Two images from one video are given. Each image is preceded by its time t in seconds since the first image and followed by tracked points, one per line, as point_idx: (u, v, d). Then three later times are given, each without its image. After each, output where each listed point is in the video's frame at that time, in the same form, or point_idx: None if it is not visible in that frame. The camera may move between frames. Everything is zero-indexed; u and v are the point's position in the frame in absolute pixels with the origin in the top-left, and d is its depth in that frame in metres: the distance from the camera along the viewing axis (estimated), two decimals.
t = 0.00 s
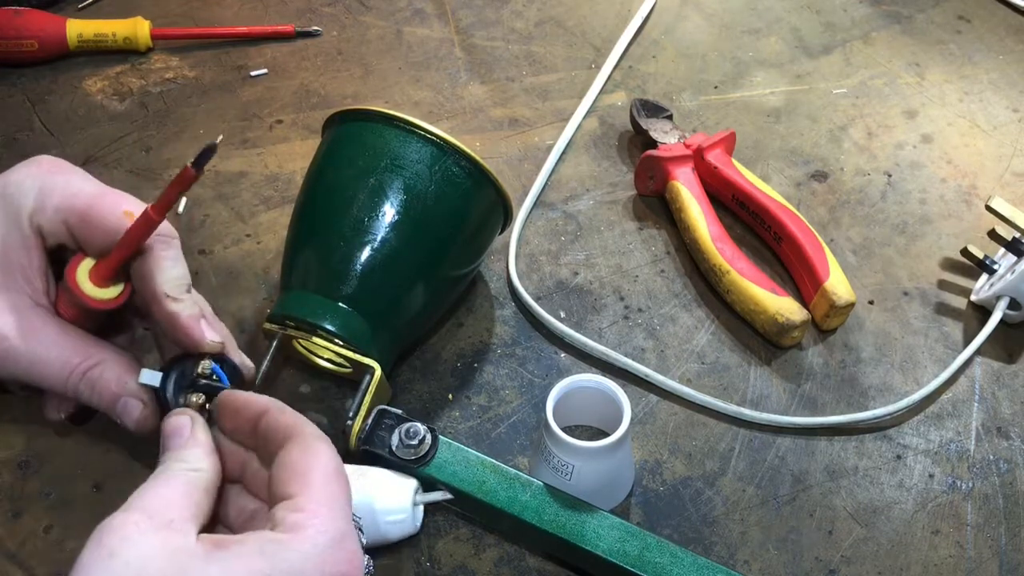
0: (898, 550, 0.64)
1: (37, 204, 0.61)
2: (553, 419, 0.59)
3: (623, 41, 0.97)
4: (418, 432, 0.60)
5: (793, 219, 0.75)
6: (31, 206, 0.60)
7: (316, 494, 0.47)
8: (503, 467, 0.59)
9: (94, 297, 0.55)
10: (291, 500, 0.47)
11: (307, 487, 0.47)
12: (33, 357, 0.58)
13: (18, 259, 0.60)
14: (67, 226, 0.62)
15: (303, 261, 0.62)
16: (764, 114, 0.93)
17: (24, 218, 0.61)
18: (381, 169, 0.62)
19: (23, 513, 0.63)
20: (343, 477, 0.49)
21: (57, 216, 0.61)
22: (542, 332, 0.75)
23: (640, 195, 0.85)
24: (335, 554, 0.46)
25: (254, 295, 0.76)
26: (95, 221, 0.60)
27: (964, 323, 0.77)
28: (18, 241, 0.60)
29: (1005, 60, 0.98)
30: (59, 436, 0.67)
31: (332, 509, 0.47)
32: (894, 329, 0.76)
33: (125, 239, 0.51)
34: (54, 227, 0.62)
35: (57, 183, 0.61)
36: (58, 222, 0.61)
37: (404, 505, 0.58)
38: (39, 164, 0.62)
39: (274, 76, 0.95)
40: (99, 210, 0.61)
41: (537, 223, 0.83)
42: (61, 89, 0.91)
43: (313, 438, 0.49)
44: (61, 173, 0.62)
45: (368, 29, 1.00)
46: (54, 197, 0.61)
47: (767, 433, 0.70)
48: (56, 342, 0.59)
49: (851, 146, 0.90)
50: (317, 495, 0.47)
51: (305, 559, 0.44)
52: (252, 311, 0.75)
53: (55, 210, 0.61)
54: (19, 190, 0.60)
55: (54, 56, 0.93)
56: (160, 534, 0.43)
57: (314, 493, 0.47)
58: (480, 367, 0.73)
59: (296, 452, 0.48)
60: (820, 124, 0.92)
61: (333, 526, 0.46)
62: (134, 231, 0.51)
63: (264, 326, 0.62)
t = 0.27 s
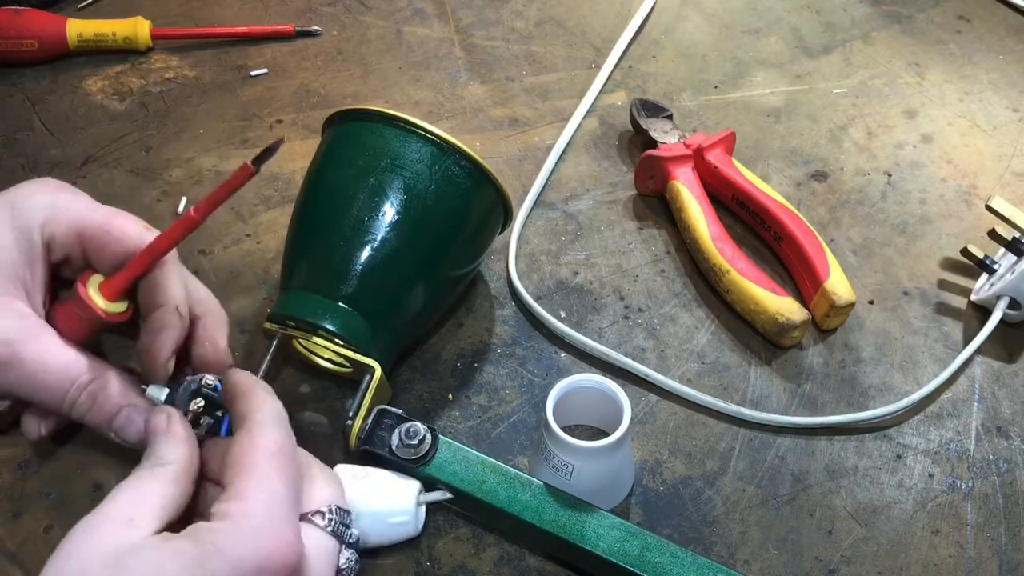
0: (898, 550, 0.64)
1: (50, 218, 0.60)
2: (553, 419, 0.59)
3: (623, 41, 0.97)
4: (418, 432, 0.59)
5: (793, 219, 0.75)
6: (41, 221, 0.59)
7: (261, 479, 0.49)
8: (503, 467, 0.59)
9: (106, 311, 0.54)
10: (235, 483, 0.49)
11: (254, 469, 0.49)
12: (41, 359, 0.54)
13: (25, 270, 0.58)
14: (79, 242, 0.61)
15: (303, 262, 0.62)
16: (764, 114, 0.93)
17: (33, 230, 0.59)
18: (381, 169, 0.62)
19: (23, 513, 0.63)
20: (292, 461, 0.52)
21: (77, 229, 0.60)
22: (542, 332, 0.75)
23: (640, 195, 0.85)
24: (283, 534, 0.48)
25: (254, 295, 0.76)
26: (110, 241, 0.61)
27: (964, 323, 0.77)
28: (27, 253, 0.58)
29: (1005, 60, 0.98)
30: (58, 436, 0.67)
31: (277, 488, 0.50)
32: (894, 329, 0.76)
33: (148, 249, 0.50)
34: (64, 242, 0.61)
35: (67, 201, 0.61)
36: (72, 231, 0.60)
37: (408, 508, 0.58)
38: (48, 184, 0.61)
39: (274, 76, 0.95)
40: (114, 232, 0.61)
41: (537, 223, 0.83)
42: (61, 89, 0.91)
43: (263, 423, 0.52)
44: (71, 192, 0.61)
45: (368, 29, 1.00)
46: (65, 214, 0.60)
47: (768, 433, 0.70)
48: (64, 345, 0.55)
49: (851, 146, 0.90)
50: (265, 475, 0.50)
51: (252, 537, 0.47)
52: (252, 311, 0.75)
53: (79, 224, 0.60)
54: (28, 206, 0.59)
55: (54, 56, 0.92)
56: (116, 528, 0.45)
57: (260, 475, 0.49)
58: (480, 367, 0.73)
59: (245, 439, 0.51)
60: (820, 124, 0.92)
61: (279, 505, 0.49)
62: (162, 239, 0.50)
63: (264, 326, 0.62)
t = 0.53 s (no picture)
0: (898, 550, 0.64)
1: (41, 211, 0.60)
2: (553, 419, 0.59)
3: (623, 41, 0.97)
4: (418, 432, 0.59)
5: (793, 219, 0.75)
6: (33, 213, 0.59)
7: (237, 437, 0.50)
8: (503, 467, 0.59)
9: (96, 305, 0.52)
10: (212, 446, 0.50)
11: (230, 432, 0.50)
12: (24, 341, 0.53)
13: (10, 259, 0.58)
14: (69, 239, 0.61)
15: (303, 262, 0.62)
16: (764, 114, 0.93)
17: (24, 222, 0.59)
18: (381, 169, 0.62)
19: (24, 514, 0.63)
20: (270, 426, 0.53)
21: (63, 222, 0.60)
22: (542, 332, 0.75)
23: (640, 195, 0.85)
24: (260, 487, 0.49)
25: (253, 295, 0.76)
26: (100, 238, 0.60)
27: (964, 323, 0.77)
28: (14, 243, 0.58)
29: (1005, 60, 0.98)
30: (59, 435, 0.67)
31: (253, 446, 0.50)
32: (894, 329, 0.76)
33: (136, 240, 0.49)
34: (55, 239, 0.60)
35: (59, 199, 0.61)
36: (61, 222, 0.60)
37: (408, 506, 0.58)
38: (43, 185, 0.61)
39: (274, 76, 0.95)
40: (104, 229, 0.60)
41: (537, 223, 0.83)
42: (61, 89, 0.91)
43: (237, 395, 0.54)
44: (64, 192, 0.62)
45: (368, 29, 1.00)
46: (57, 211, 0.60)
47: (768, 433, 0.70)
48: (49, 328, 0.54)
49: (851, 146, 0.90)
50: (241, 433, 0.51)
51: (231, 487, 0.47)
52: (252, 311, 0.75)
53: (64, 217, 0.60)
54: (21, 201, 0.59)
55: (54, 56, 0.93)
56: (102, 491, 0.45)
57: (235, 435, 0.50)
58: (480, 367, 0.73)
59: (221, 411, 0.52)
60: (820, 124, 0.92)
61: (256, 461, 0.50)
62: (148, 232, 0.48)
63: (264, 326, 0.62)
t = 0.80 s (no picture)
0: (898, 550, 0.64)
1: None
2: (553, 419, 0.59)
3: (623, 41, 0.97)
4: (418, 432, 0.59)
5: (793, 219, 0.75)
6: None
7: (227, 444, 0.49)
8: (503, 467, 0.59)
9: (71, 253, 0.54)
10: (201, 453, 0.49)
11: (219, 439, 0.49)
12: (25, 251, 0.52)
13: None
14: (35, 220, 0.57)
15: (303, 262, 0.62)
16: (764, 114, 0.93)
17: None
18: (381, 169, 0.62)
19: (24, 514, 0.63)
20: (265, 436, 0.52)
21: None
22: (542, 332, 0.75)
23: (640, 195, 0.85)
24: (249, 501, 0.47)
25: (254, 295, 0.76)
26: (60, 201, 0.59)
27: (964, 323, 0.76)
28: None
29: (1005, 60, 0.98)
30: (61, 435, 0.67)
31: (244, 456, 0.49)
32: (894, 329, 0.76)
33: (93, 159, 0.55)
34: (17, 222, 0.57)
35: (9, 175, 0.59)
36: None
37: (410, 497, 0.57)
38: None
39: (274, 76, 0.95)
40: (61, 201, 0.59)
41: (537, 223, 0.83)
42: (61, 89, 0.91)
43: (233, 402, 0.53)
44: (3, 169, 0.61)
45: (368, 29, 1.00)
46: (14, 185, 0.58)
47: (768, 433, 0.70)
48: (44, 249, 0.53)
49: (851, 146, 0.90)
50: (231, 443, 0.49)
51: (215, 501, 0.46)
52: (252, 310, 0.75)
53: None
54: None
55: (55, 55, 0.92)
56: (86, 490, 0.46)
57: (224, 441, 0.49)
58: (480, 367, 0.73)
59: (213, 417, 0.52)
60: (820, 124, 0.92)
61: (245, 473, 0.48)
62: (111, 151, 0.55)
63: (265, 325, 0.62)
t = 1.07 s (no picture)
0: (898, 550, 0.64)
1: None
2: (553, 419, 0.59)
3: (623, 41, 0.97)
4: (418, 432, 0.59)
5: (793, 219, 0.75)
6: None
7: (242, 441, 0.49)
8: (503, 467, 0.59)
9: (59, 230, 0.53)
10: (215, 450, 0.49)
11: (232, 436, 0.49)
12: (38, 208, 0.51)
13: None
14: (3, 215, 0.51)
15: (302, 261, 0.62)
16: (764, 114, 0.93)
17: None
18: (381, 169, 0.62)
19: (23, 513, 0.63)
20: (278, 433, 0.52)
21: None
22: (542, 332, 0.75)
23: (640, 195, 0.85)
24: (265, 497, 0.47)
25: (253, 295, 0.76)
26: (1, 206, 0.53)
27: (964, 323, 0.76)
28: None
29: (1005, 60, 0.98)
30: (61, 435, 0.67)
31: (259, 453, 0.49)
32: (894, 329, 0.76)
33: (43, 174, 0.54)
34: None
35: None
36: None
37: (408, 501, 0.57)
38: None
39: (274, 76, 0.95)
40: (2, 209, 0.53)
41: (537, 223, 0.83)
42: (61, 89, 0.91)
43: (243, 399, 0.53)
44: None
45: (368, 29, 1.00)
46: None
47: (768, 433, 0.70)
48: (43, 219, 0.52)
49: (851, 146, 0.90)
50: (246, 440, 0.49)
51: (232, 497, 0.45)
52: (252, 310, 0.75)
53: None
54: None
55: (55, 55, 0.93)
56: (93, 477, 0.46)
57: (238, 439, 0.49)
58: (480, 367, 0.73)
59: (224, 415, 0.51)
60: (820, 124, 0.92)
61: (261, 470, 0.48)
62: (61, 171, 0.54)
63: (265, 325, 0.62)
